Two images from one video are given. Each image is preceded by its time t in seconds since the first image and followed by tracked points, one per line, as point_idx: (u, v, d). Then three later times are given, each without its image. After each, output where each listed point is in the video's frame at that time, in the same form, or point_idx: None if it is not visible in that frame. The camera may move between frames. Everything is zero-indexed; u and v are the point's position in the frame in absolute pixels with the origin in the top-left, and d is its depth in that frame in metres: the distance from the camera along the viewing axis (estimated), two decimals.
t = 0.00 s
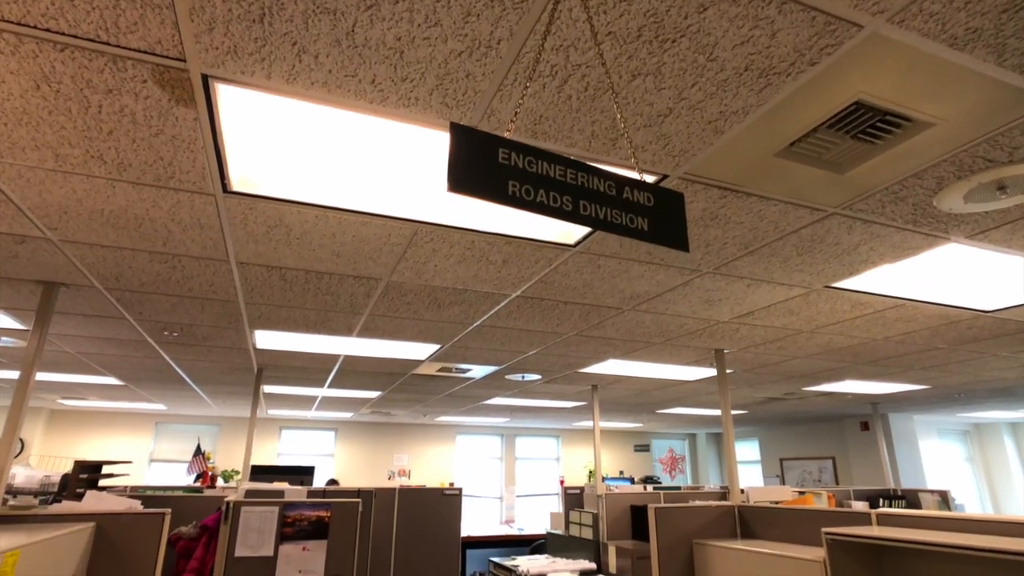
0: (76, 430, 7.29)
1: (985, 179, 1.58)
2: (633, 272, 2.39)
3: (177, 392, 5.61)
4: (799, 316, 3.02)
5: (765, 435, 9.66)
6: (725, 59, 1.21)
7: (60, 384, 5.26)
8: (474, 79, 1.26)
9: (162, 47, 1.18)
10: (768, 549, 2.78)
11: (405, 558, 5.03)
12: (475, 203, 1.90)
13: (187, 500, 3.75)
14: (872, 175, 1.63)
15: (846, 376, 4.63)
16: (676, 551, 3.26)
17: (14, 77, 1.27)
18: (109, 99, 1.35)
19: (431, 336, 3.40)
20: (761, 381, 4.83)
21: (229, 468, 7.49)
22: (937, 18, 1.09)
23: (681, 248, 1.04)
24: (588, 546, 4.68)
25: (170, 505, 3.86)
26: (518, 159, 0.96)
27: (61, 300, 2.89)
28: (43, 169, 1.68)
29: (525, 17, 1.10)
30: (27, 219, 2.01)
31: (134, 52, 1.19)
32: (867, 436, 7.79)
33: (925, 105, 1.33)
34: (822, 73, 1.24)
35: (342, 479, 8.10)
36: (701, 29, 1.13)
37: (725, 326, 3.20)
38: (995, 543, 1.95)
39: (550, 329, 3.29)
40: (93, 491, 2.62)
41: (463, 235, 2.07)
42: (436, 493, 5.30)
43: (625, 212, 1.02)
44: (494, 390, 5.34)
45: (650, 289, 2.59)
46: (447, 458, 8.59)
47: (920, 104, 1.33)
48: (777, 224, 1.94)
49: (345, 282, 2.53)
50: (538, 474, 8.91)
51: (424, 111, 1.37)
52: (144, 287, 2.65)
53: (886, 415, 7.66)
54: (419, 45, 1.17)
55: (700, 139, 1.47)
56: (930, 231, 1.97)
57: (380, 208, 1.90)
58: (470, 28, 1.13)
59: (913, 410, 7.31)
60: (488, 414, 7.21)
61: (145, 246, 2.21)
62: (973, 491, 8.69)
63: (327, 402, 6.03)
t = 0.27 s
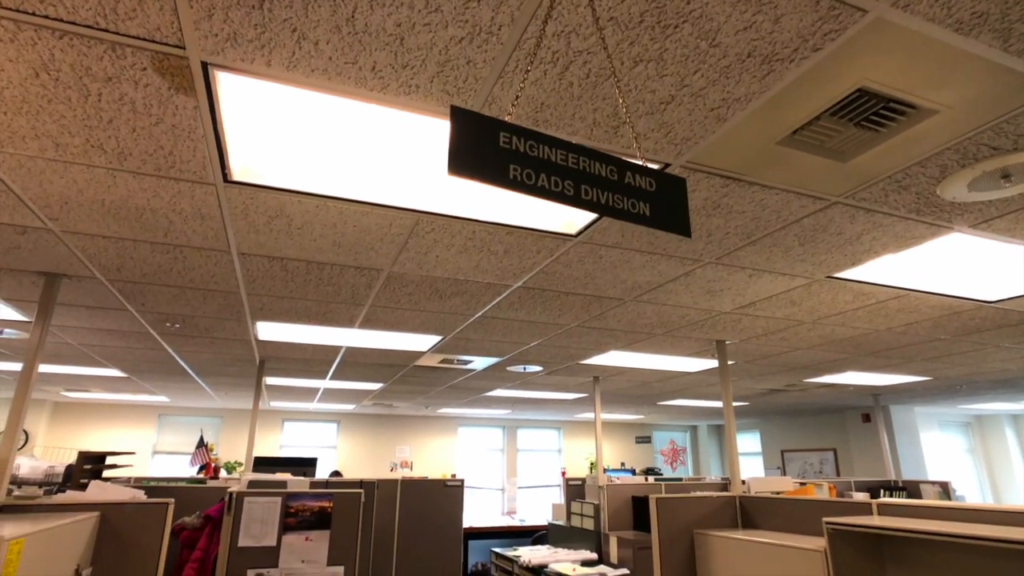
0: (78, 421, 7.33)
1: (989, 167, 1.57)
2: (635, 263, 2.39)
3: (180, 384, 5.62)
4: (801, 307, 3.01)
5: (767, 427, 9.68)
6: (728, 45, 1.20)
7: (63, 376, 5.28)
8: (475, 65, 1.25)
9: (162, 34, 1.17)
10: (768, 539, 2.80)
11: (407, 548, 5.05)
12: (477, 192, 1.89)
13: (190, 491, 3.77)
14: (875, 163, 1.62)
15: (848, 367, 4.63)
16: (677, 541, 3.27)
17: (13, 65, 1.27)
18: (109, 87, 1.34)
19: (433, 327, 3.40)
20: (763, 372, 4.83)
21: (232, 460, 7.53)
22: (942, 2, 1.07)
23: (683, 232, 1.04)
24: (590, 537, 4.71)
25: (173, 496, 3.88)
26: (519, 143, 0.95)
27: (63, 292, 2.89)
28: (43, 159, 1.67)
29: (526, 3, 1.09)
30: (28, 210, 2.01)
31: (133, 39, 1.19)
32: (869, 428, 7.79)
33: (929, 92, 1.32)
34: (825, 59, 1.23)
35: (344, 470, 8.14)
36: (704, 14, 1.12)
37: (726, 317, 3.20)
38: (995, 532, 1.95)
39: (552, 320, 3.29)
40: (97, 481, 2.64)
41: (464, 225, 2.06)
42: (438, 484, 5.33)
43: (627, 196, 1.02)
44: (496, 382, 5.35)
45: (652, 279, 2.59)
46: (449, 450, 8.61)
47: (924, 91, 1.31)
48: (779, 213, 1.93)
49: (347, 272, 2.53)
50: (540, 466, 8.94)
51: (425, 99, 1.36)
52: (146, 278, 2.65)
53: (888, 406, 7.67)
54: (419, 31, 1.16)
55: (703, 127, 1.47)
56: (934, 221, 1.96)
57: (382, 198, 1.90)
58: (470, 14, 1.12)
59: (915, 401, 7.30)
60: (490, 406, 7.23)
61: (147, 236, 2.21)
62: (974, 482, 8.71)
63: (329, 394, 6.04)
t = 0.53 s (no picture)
0: (82, 413, 7.34)
1: (994, 154, 1.56)
2: (636, 253, 2.38)
3: (183, 376, 5.64)
4: (803, 297, 3.01)
5: (768, 418, 9.69)
6: (731, 30, 1.19)
7: (66, 368, 5.30)
8: (476, 51, 1.25)
9: (160, 20, 1.16)
10: (768, 528, 2.81)
11: (410, 538, 5.08)
12: (478, 181, 1.89)
13: (193, 481, 3.79)
14: (879, 151, 1.61)
15: (850, 358, 4.63)
16: (678, 530, 3.28)
17: (11, 52, 1.26)
18: (108, 75, 1.34)
19: (434, 318, 3.40)
20: (765, 363, 4.83)
21: (235, 452, 7.56)
22: None
23: (684, 215, 1.04)
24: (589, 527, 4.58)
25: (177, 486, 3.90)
26: (520, 125, 0.94)
27: (64, 282, 2.89)
28: (43, 148, 1.67)
29: None
30: (28, 199, 2.01)
31: (132, 25, 1.18)
32: (871, 419, 7.80)
33: (934, 77, 1.31)
34: (829, 44, 1.22)
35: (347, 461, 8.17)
36: None
37: (728, 308, 3.20)
38: (996, 520, 1.95)
39: (553, 311, 3.29)
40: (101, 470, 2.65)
41: (466, 214, 2.06)
42: (440, 475, 5.35)
43: (628, 179, 1.01)
44: (497, 373, 5.36)
45: (654, 269, 2.58)
46: (451, 441, 8.64)
47: (929, 76, 1.30)
48: (782, 201, 1.92)
49: (348, 263, 2.53)
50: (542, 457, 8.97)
51: (425, 85, 1.35)
52: (148, 268, 2.65)
53: (889, 398, 7.67)
54: (419, 16, 1.15)
55: (705, 113, 1.46)
56: (937, 209, 1.95)
57: (382, 187, 1.89)
58: None
59: (917, 393, 7.31)
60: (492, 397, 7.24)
61: (148, 226, 2.21)
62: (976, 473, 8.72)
63: (331, 385, 6.06)
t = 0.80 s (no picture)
0: (86, 405, 7.38)
1: (998, 141, 1.55)
2: (638, 243, 2.38)
3: (186, 368, 5.66)
4: (805, 287, 3.00)
5: (770, 411, 9.70)
6: (734, 14, 1.18)
7: (69, 361, 5.32)
8: (477, 37, 1.24)
9: (160, 6, 1.16)
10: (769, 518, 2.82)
11: (412, 529, 5.11)
12: (479, 169, 1.88)
13: (197, 472, 3.81)
14: (882, 138, 1.60)
15: (852, 349, 4.62)
16: (680, 520, 3.29)
17: (11, 39, 1.26)
18: (108, 62, 1.33)
19: (436, 309, 3.40)
20: (767, 354, 4.83)
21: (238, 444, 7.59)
22: None
23: (686, 198, 1.04)
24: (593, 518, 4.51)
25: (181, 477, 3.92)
26: (521, 107, 0.94)
27: (67, 274, 2.90)
28: (44, 137, 1.67)
29: None
30: (30, 190, 2.01)
31: (132, 12, 1.18)
32: (872, 411, 7.81)
33: (939, 62, 1.30)
34: (833, 28, 1.21)
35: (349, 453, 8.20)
36: None
37: (730, 298, 3.19)
38: (998, 509, 1.95)
39: (555, 302, 3.29)
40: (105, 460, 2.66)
41: (467, 203, 2.05)
42: (442, 466, 5.37)
43: (630, 162, 1.01)
44: (499, 365, 5.37)
45: (655, 259, 2.58)
46: (453, 433, 8.67)
47: (933, 61, 1.29)
48: (784, 190, 1.91)
49: (349, 253, 2.52)
50: (544, 449, 9.00)
51: (425, 72, 1.35)
52: (150, 259, 2.65)
53: (891, 390, 7.68)
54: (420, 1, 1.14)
55: (707, 100, 1.45)
56: (941, 197, 1.94)
57: (383, 176, 1.89)
58: None
59: (919, 385, 7.30)
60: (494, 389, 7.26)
61: (149, 216, 2.21)
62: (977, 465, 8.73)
63: (333, 377, 6.08)
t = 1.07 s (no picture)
0: (91, 397, 7.41)
1: (1004, 125, 1.54)
2: (640, 230, 2.37)
3: (189, 360, 5.68)
4: (808, 276, 2.99)
5: (772, 402, 9.71)
6: None
7: (74, 352, 5.34)
8: (478, 18, 1.23)
9: None
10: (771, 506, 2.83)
11: (415, 519, 5.14)
12: (481, 156, 1.87)
13: (201, 462, 3.83)
14: (886, 122, 1.59)
15: (855, 339, 4.62)
16: (682, 509, 3.30)
17: (10, 23, 1.25)
18: (107, 46, 1.33)
19: (438, 299, 3.40)
20: (769, 345, 4.83)
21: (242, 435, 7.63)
22: None
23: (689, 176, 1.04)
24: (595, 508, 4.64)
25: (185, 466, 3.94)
26: (523, 82, 0.93)
27: (70, 264, 2.90)
28: (44, 123, 1.66)
29: None
30: (31, 177, 2.00)
31: None
32: (875, 402, 7.81)
33: (944, 44, 1.28)
34: (837, 8, 1.20)
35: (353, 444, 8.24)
36: None
37: (732, 287, 3.19)
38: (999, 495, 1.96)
39: (557, 292, 3.29)
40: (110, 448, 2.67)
41: (468, 190, 2.04)
42: (444, 457, 5.39)
43: (633, 140, 1.01)
44: (501, 356, 5.38)
45: (657, 248, 2.57)
46: (456, 424, 8.70)
47: (939, 42, 1.28)
48: (787, 176, 1.90)
49: (351, 242, 2.52)
50: (546, 440, 9.03)
51: (426, 55, 1.34)
52: (152, 249, 2.65)
53: (894, 380, 7.67)
54: None
55: (710, 83, 1.44)
56: (946, 183, 1.92)
57: (385, 162, 1.88)
58: None
59: (921, 376, 7.30)
60: (496, 380, 7.27)
61: (151, 205, 2.20)
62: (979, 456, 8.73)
63: (336, 368, 6.09)
